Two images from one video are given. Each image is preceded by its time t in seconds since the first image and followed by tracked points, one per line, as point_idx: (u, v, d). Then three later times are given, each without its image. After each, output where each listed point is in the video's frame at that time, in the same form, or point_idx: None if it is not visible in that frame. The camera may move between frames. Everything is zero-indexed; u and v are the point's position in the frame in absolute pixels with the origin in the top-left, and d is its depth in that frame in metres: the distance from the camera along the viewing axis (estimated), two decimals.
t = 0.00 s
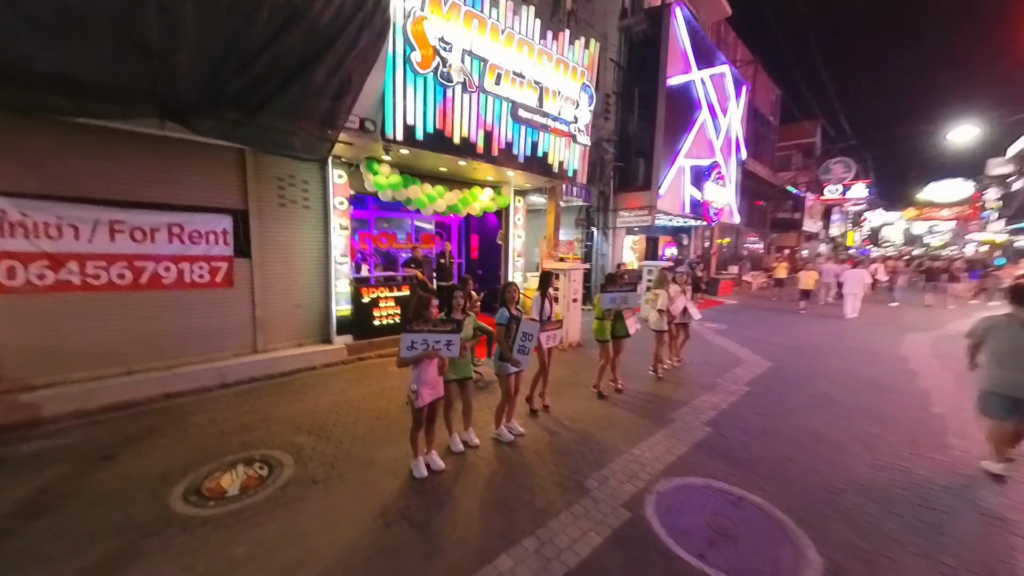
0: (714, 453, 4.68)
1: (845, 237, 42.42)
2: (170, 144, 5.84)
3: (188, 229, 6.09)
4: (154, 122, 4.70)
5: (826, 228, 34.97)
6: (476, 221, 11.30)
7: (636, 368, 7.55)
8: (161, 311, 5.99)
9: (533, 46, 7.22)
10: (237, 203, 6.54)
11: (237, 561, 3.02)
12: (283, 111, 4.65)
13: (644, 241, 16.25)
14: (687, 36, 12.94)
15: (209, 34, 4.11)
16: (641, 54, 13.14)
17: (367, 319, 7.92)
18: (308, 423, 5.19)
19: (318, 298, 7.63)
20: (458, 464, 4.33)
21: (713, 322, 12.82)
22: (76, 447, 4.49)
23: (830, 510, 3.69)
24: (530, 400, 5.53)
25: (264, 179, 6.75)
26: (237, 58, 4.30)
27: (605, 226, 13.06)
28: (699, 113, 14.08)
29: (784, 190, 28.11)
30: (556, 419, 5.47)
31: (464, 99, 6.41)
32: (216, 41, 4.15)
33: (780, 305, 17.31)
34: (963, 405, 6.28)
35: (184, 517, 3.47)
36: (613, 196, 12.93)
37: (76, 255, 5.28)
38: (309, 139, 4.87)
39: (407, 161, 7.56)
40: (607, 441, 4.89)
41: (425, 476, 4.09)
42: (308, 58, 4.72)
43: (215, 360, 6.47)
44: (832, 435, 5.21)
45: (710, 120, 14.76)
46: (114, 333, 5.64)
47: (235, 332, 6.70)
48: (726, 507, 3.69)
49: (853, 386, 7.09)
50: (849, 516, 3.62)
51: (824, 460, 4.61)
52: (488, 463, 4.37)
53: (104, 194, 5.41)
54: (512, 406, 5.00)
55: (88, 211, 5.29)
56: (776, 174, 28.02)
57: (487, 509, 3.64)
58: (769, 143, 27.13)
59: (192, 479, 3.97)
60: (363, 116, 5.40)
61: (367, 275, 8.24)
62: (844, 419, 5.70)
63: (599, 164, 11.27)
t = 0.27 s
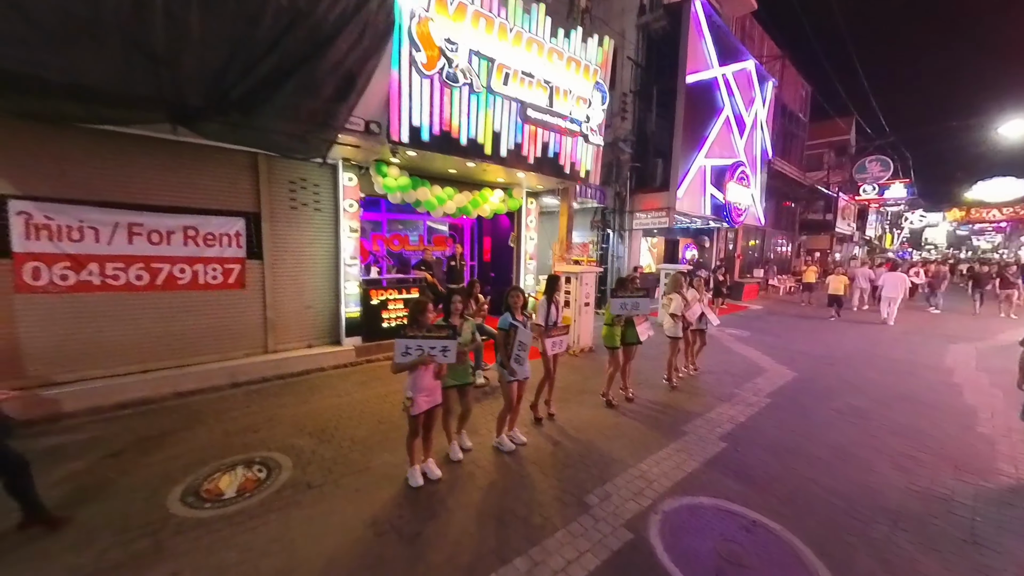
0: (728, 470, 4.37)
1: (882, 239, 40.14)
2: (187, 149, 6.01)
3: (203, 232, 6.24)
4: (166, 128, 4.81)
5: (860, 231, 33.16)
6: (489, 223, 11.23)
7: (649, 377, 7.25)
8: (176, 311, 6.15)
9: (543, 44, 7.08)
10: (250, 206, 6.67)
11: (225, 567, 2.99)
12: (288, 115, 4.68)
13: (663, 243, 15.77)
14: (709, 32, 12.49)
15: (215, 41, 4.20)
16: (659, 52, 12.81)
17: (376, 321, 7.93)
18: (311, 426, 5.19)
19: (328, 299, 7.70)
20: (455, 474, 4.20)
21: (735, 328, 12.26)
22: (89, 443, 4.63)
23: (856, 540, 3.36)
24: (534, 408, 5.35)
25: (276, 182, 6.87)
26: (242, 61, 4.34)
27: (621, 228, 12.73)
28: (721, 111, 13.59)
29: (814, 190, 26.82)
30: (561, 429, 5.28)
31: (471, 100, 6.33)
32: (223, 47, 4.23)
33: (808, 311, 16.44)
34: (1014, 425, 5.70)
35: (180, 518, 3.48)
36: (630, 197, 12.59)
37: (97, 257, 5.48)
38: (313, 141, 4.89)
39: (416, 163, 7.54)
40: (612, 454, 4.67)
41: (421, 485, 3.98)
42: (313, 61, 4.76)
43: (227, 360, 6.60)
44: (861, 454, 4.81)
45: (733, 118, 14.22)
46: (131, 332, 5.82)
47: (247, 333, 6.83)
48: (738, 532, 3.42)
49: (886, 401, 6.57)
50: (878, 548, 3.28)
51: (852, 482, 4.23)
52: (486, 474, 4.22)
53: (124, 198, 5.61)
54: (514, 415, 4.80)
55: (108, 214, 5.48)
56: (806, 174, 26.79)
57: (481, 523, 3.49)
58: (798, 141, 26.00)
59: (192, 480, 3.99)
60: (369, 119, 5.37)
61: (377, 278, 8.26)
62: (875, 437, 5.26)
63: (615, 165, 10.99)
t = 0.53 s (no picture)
0: (743, 489, 4.10)
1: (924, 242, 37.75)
2: (205, 154, 6.18)
3: (219, 234, 6.40)
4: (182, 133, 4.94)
5: (899, 232, 31.27)
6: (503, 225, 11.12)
7: (663, 385, 6.96)
8: (193, 311, 6.32)
9: (555, 43, 6.95)
10: (264, 209, 6.80)
11: (218, 571, 2.98)
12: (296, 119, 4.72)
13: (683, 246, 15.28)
14: (732, 26, 12.10)
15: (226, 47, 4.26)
16: (679, 49, 12.43)
17: (386, 323, 7.96)
18: (316, 428, 5.20)
19: (340, 301, 7.77)
20: (455, 482, 4.09)
21: (759, 335, 11.70)
22: (107, 439, 4.78)
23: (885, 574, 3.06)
24: (541, 415, 5.20)
25: (290, 186, 6.98)
26: (251, 66, 4.37)
27: (638, 230, 12.39)
28: (745, 109, 13.06)
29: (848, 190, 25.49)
30: (567, 438, 5.10)
31: (480, 100, 6.26)
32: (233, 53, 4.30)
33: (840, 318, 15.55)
34: None
35: (182, 519, 3.52)
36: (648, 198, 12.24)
37: (120, 259, 5.69)
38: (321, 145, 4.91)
39: (427, 165, 7.53)
40: (620, 466, 4.46)
41: (419, 493, 3.89)
42: (321, 65, 4.79)
43: (241, 360, 6.74)
44: (894, 476, 4.42)
45: (758, 115, 13.64)
46: (150, 332, 6.01)
47: (261, 333, 6.96)
48: (752, 559, 3.17)
49: (925, 417, 6.06)
50: None
51: (883, 507, 3.88)
52: (486, 484, 4.09)
53: (146, 202, 5.81)
54: (519, 423, 4.65)
55: (130, 218, 5.69)
56: (839, 173, 25.49)
57: (477, 536, 3.37)
58: (831, 138, 24.76)
59: (197, 481, 4.05)
60: (377, 121, 5.39)
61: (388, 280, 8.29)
62: (912, 458, 4.83)
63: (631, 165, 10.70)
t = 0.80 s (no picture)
0: (758, 518, 3.79)
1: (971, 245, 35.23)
2: (220, 161, 6.32)
3: (232, 239, 6.52)
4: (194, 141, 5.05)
5: (943, 235, 29.27)
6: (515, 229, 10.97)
7: (677, 398, 6.64)
8: (207, 315, 6.47)
9: (566, 43, 6.77)
10: (276, 215, 6.90)
11: None
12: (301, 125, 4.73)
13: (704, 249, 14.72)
14: (756, 20, 11.61)
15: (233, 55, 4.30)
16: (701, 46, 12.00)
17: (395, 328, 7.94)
18: (319, 435, 5.19)
19: (350, 306, 7.80)
20: (451, 498, 3.96)
21: (784, 344, 11.09)
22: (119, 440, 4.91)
23: None
24: (545, 428, 5.01)
25: (301, 191, 7.06)
26: (258, 75, 4.41)
27: (656, 234, 12.00)
28: (770, 107, 12.48)
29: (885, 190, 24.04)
30: (571, 453, 4.89)
31: (487, 103, 6.16)
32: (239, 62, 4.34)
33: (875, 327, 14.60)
34: None
35: (179, 527, 3.53)
36: (666, 200, 11.84)
37: (138, 264, 5.86)
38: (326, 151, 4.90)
39: (436, 170, 7.48)
40: (625, 487, 4.22)
41: (414, 509, 3.78)
42: (327, 72, 4.78)
43: (253, 363, 6.85)
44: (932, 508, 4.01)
45: (785, 113, 13.01)
46: (166, 335, 6.18)
47: (272, 337, 7.05)
48: None
49: (969, 441, 5.52)
50: None
51: (917, 544, 3.51)
52: (484, 500, 3.95)
53: (163, 208, 5.97)
54: (520, 437, 4.48)
55: (148, 224, 5.86)
56: (874, 173, 24.10)
57: (469, 558, 3.23)
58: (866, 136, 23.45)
59: (198, 488, 4.07)
60: (382, 127, 5.37)
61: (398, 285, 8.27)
62: (953, 488, 4.38)
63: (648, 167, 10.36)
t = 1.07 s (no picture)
0: (776, 545, 3.48)
1: None
2: (235, 165, 6.46)
3: (246, 242, 6.64)
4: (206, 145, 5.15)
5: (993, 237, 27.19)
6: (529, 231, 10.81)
7: (693, 409, 6.31)
8: (222, 316, 6.61)
9: (578, 40, 6.59)
10: (289, 217, 6.99)
11: None
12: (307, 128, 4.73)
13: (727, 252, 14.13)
14: (783, 12, 11.07)
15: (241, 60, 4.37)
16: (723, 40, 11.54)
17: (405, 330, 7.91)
18: (323, 438, 5.17)
19: (360, 308, 7.83)
20: (448, 510, 3.82)
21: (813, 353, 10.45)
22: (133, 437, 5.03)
23: None
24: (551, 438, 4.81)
25: (313, 194, 7.14)
26: (265, 79, 4.45)
27: (675, 236, 11.58)
28: (799, 102, 11.87)
29: (927, 189, 22.53)
30: (577, 466, 4.67)
31: (495, 103, 6.04)
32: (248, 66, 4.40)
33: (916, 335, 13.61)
34: None
35: (178, 528, 3.54)
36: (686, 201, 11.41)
37: (157, 265, 6.03)
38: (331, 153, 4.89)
39: (446, 172, 7.41)
40: (632, 504, 3.98)
41: (409, 519, 3.66)
42: (333, 74, 4.78)
43: (265, 364, 6.95)
44: (979, 541, 3.59)
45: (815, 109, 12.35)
46: (182, 334, 6.34)
47: (284, 339, 7.14)
48: None
49: None
50: None
51: None
52: (482, 513, 3.79)
53: (181, 211, 6.14)
54: (522, 447, 4.30)
55: (166, 227, 6.02)
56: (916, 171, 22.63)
57: None
58: (906, 132, 22.07)
59: (200, 489, 4.09)
60: (388, 128, 5.33)
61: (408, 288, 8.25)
62: (1006, 520, 3.92)
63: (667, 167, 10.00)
